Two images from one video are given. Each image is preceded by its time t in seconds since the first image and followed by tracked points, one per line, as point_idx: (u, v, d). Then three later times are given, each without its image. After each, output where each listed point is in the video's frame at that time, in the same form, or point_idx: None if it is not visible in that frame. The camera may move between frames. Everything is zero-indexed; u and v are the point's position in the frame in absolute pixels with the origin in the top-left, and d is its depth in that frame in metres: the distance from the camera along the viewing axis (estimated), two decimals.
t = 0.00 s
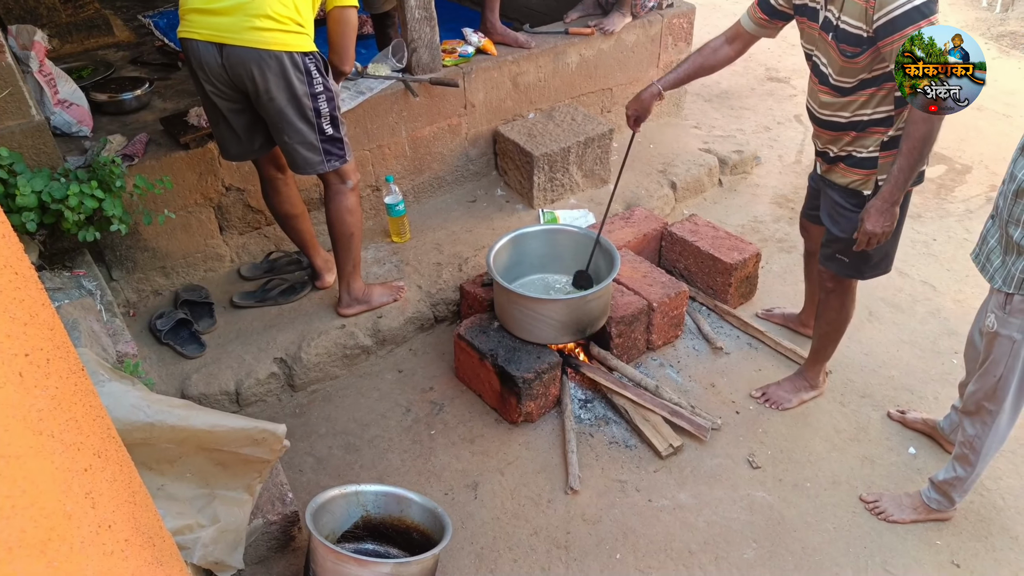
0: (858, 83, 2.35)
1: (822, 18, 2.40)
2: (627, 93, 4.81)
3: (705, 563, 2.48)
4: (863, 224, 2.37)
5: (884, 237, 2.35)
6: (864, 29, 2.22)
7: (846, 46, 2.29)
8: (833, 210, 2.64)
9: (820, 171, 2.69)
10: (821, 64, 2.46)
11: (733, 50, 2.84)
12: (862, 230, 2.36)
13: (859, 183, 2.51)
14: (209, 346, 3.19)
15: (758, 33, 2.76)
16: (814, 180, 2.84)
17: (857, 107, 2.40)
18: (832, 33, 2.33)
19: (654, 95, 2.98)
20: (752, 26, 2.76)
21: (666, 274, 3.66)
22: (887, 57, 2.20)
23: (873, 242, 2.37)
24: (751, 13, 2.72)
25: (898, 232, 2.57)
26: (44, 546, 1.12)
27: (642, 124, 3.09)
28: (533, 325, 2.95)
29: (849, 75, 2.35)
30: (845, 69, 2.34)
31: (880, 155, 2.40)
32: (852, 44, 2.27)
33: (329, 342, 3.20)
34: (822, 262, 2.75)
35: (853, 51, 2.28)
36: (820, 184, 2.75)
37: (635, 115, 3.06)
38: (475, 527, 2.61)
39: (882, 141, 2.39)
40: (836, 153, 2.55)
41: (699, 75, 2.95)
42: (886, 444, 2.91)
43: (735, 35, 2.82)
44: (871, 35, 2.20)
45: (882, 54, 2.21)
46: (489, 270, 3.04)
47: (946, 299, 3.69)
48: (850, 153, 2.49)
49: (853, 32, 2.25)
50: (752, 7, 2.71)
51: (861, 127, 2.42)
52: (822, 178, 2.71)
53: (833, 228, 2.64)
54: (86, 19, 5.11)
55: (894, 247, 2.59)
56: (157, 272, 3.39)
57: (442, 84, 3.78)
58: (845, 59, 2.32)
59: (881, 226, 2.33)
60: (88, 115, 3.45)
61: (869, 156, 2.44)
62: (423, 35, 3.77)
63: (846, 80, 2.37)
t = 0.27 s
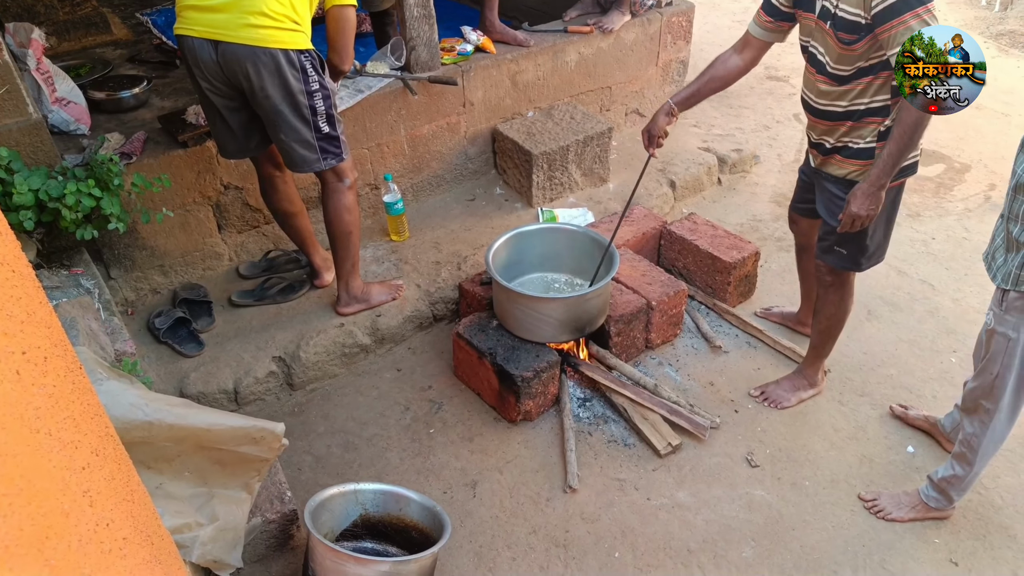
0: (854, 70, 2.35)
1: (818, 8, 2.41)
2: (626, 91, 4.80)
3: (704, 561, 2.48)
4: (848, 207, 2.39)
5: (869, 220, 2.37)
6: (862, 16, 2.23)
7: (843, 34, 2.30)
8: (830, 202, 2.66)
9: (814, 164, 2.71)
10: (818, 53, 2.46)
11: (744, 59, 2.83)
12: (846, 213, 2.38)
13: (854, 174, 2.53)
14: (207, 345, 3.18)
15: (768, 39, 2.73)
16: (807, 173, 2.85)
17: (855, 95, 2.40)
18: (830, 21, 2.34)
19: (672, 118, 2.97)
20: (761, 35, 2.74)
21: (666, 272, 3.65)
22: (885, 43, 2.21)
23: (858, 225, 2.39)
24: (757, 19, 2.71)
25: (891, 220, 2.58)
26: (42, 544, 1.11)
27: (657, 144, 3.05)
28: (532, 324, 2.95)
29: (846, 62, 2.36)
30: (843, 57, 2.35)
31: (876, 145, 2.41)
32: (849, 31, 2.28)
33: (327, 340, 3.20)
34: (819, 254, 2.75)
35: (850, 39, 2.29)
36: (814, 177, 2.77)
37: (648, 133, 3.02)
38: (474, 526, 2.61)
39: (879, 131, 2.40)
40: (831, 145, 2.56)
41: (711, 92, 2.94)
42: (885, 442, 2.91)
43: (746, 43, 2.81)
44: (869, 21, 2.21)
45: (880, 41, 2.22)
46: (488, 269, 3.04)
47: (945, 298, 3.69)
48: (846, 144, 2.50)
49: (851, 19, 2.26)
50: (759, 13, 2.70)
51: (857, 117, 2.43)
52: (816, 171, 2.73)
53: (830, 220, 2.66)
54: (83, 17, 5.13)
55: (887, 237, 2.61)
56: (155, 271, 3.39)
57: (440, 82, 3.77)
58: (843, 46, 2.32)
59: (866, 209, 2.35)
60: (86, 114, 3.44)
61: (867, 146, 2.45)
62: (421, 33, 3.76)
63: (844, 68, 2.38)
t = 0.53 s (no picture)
0: (848, 63, 2.35)
1: None
2: (625, 90, 4.80)
3: (703, 560, 2.48)
4: (844, 203, 2.38)
5: (864, 215, 2.36)
6: (857, 8, 2.22)
7: (839, 25, 2.29)
8: (824, 196, 2.65)
9: (807, 158, 2.71)
10: (813, 45, 2.46)
11: (756, 58, 2.82)
12: (842, 209, 2.37)
13: (847, 168, 2.53)
14: (206, 343, 3.18)
15: (777, 37, 2.73)
16: (800, 168, 2.86)
17: (848, 88, 2.40)
18: (827, 13, 2.34)
19: (688, 119, 2.96)
20: (771, 32, 2.73)
21: (665, 271, 3.66)
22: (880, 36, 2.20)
23: (853, 221, 2.38)
24: (767, 18, 2.71)
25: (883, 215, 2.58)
26: (41, 542, 1.11)
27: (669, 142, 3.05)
28: (532, 322, 2.95)
29: (840, 55, 2.36)
30: (837, 49, 2.34)
31: (870, 139, 2.42)
32: (844, 23, 2.27)
33: (327, 339, 3.20)
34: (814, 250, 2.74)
35: (845, 31, 2.28)
36: (807, 171, 2.76)
37: (658, 129, 3.02)
38: (473, 524, 2.61)
39: (871, 125, 2.40)
40: (823, 139, 2.57)
41: (727, 91, 2.94)
42: (884, 441, 2.91)
43: (758, 42, 2.80)
44: (864, 13, 2.20)
45: (874, 34, 2.21)
46: (488, 268, 3.04)
47: (944, 297, 3.69)
48: (837, 139, 2.51)
49: (847, 10, 2.25)
50: (768, 11, 2.70)
51: (849, 111, 2.43)
52: (809, 166, 2.73)
53: (825, 214, 2.65)
54: (83, 15, 5.14)
55: (882, 233, 2.62)
56: (155, 269, 3.39)
57: (440, 81, 3.77)
58: (838, 38, 2.32)
59: (862, 205, 2.34)
60: (86, 112, 3.44)
61: (859, 140, 2.46)
62: (421, 32, 3.76)
63: (838, 60, 2.37)
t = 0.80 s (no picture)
0: (845, 58, 2.35)
1: None
2: (625, 89, 4.80)
3: (702, 560, 2.48)
4: (836, 194, 2.40)
5: (856, 207, 2.39)
6: (853, 3, 2.22)
7: (835, 20, 2.29)
8: (814, 187, 2.64)
9: (801, 151, 2.68)
10: (810, 40, 2.45)
11: (756, 52, 2.82)
12: (835, 199, 2.39)
13: (839, 159, 2.52)
14: (205, 342, 3.18)
15: (774, 30, 2.71)
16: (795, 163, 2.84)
17: (843, 82, 2.40)
18: (824, 8, 2.33)
19: (688, 112, 2.96)
20: (770, 26, 2.72)
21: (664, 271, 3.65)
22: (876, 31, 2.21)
23: (845, 213, 2.41)
24: (767, 12, 2.69)
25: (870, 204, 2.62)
26: (39, 541, 1.11)
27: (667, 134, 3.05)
28: (531, 321, 2.95)
29: (837, 49, 2.35)
30: (834, 43, 2.34)
31: (864, 133, 2.43)
32: (841, 18, 2.27)
33: (326, 338, 3.20)
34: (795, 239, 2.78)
35: (842, 25, 2.28)
36: (801, 165, 2.75)
37: (657, 122, 3.03)
38: (471, 523, 2.61)
39: (867, 118, 2.41)
40: (818, 131, 2.54)
41: (727, 84, 2.93)
42: (883, 441, 2.91)
43: (757, 36, 2.79)
44: (861, 9, 2.20)
45: (871, 28, 2.22)
46: (487, 266, 3.04)
47: (943, 297, 3.69)
48: (832, 131, 2.50)
49: (843, 6, 2.25)
50: (767, 5, 2.68)
51: (845, 104, 2.43)
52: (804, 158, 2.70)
53: (813, 204, 2.65)
54: (82, 13, 5.13)
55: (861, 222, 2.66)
56: (153, 268, 3.38)
57: (439, 79, 3.76)
58: (835, 33, 2.32)
59: (854, 196, 2.36)
60: (85, 110, 3.43)
61: (852, 132, 2.46)
62: (421, 30, 3.76)
63: (834, 54, 2.37)
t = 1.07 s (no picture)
0: (834, 69, 2.35)
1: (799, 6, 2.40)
2: (624, 89, 4.80)
3: (700, 559, 2.48)
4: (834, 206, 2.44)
5: (855, 217, 2.43)
6: (839, 16, 2.22)
7: (822, 33, 2.29)
8: (806, 195, 2.64)
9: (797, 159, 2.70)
10: (800, 50, 2.45)
11: (746, 62, 2.82)
12: (834, 212, 2.44)
13: (832, 168, 2.53)
14: (204, 340, 3.18)
15: (766, 39, 2.71)
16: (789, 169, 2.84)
17: (833, 93, 2.41)
18: (811, 20, 2.33)
19: (678, 123, 2.97)
20: (760, 36, 2.72)
21: (663, 270, 3.65)
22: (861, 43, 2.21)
23: (845, 224, 2.45)
24: (755, 21, 2.69)
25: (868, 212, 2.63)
26: (35, 540, 1.11)
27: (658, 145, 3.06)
28: (530, 320, 2.95)
29: (824, 61, 2.36)
30: (822, 55, 2.35)
31: (856, 142, 2.43)
32: (827, 31, 2.27)
33: (324, 336, 3.19)
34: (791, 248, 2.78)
35: (827, 38, 2.28)
36: (796, 173, 2.75)
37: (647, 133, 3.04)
38: (470, 523, 2.61)
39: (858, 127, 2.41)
40: (812, 140, 2.56)
41: (717, 95, 2.94)
42: (881, 442, 2.91)
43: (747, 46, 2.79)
44: (847, 21, 2.20)
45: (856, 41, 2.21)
46: (486, 265, 3.04)
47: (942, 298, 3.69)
48: (826, 139, 2.50)
49: (829, 18, 2.25)
50: (756, 14, 2.68)
51: (838, 114, 2.44)
52: (799, 166, 2.71)
53: (807, 213, 2.65)
54: (82, 10, 5.12)
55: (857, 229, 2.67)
56: (152, 265, 3.38)
57: (439, 79, 3.76)
58: (821, 44, 2.32)
59: (852, 207, 2.40)
60: (84, 107, 3.42)
61: (846, 142, 2.46)
62: (421, 29, 3.75)
63: (822, 66, 2.38)
